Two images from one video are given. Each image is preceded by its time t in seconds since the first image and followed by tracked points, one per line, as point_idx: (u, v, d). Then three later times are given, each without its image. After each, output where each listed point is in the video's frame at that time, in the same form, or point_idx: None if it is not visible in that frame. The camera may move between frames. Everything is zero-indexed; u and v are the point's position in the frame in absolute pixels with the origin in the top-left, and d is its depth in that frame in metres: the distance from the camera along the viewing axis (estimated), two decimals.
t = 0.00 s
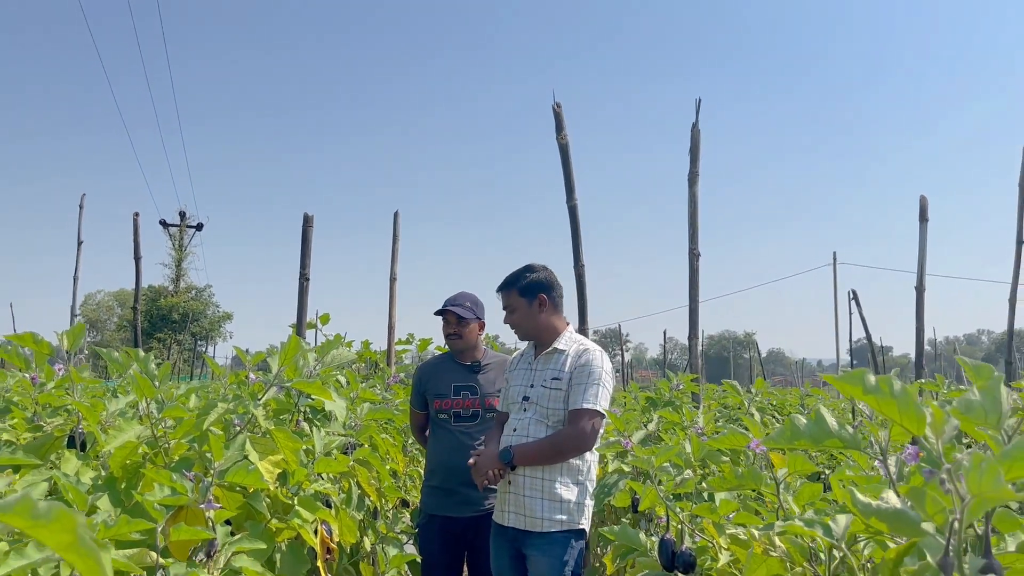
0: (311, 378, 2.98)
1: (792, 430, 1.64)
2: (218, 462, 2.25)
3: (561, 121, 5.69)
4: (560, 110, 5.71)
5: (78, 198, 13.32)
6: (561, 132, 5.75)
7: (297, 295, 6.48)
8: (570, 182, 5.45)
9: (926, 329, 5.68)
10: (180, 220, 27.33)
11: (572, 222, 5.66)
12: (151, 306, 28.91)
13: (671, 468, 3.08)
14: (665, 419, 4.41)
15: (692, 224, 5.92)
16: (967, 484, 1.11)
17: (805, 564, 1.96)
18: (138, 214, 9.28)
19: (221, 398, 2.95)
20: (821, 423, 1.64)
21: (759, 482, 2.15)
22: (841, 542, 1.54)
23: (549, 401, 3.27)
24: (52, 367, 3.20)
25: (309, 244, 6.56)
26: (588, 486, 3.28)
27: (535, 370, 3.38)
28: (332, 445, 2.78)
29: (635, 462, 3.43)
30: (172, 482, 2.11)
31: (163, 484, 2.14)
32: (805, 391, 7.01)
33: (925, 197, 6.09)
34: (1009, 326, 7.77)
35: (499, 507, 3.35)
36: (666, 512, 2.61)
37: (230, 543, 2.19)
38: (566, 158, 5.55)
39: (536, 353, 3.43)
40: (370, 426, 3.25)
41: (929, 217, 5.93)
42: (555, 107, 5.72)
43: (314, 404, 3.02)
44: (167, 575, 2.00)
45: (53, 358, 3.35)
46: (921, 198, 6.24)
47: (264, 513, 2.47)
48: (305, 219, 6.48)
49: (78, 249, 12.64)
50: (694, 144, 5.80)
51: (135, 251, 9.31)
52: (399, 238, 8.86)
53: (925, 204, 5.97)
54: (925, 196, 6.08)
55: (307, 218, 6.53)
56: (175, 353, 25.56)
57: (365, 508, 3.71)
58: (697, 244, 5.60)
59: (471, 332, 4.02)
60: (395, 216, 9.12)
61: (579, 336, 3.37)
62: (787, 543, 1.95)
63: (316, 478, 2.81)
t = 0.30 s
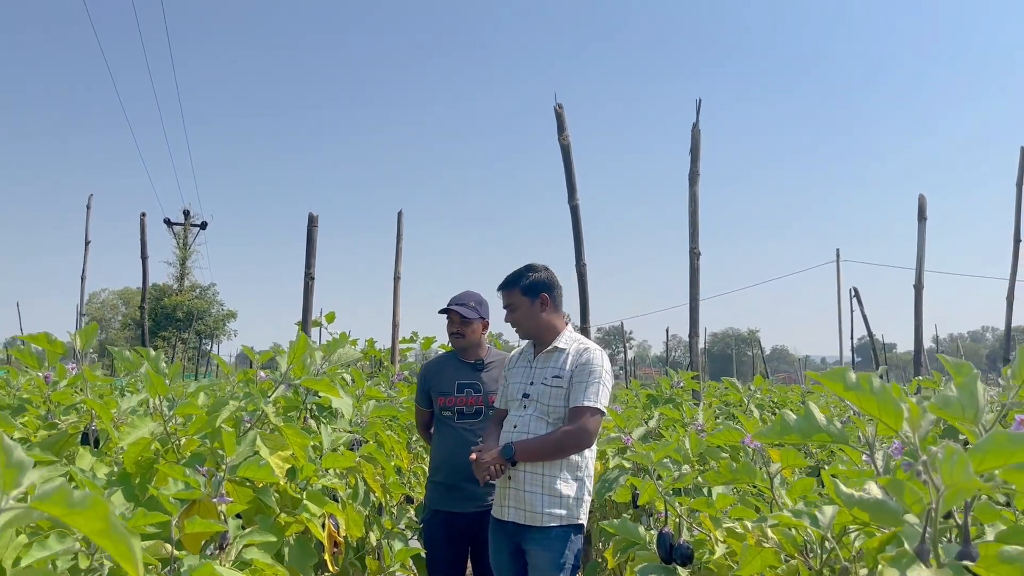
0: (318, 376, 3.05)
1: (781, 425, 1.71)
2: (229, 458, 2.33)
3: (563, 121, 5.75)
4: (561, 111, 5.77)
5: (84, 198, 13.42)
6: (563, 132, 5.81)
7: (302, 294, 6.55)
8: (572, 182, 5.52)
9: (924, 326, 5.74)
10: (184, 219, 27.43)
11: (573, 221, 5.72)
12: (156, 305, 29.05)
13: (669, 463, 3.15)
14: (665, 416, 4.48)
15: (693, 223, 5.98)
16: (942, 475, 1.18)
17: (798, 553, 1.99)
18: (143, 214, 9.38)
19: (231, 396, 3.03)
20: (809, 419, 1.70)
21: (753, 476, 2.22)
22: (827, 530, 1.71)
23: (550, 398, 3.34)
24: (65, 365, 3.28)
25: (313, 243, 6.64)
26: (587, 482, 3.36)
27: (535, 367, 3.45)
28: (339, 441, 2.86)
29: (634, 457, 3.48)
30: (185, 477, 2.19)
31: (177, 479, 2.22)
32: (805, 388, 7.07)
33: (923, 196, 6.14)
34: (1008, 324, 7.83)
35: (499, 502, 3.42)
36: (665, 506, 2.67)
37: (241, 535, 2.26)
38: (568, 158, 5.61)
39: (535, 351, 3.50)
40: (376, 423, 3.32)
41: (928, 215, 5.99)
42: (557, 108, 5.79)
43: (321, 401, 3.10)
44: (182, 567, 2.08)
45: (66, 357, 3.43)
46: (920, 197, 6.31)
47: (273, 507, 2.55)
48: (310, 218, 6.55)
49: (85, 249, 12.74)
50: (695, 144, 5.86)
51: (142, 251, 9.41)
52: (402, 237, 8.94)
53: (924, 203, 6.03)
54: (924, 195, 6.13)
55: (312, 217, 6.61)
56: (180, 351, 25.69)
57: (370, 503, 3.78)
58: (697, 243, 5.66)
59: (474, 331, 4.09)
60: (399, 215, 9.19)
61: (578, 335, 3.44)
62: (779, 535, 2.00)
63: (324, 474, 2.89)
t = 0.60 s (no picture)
0: (326, 372, 3.11)
1: (779, 419, 1.76)
2: (240, 451, 2.38)
3: (565, 119, 5.79)
4: (565, 109, 5.81)
5: (91, 196, 13.53)
6: (566, 130, 5.85)
7: (308, 290, 6.61)
8: (576, 180, 5.56)
9: (925, 323, 5.78)
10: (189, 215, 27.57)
11: (577, 218, 5.76)
12: (161, 301, 29.16)
13: (671, 457, 3.19)
14: (668, 411, 4.53)
15: (695, 220, 6.01)
16: (931, 465, 1.23)
17: (796, 543, 2.04)
18: (151, 212, 9.46)
19: (241, 392, 3.08)
20: (806, 412, 1.75)
21: (753, 469, 2.26)
22: (823, 519, 1.76)
23: (551, 394, 3.39)
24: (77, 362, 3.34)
25: (319, 241, 6.69)
26: (587, 477, 3.42)
27: (536, 364, 3.50)
28: (347, 436, 2.91)
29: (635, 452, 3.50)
30: (197, 470, 2.24)
31: (189, 472, 2.27)
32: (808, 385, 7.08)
33: (924, 193, 6.17)
34: (1008, 318, 7.87)
35: (500, 496, 3.46)
36: (666, 499, 2.71)
37: (252, 527, 2.31)
38: (571, 155, 5.66)
39: (536, 348, 3.55)
40: (382, 418, 3.37)
41: (929, 212, 6.02)
42: (560, 106, 5.83)
43: (329, 397, 3.15)
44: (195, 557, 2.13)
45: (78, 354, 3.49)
46: (920, 193, 6.34)
47: (283, 501, 2.60)
48: (315, 216, 6.61)
49: (91, 247, 12.83)
50: (697, 141, 5.90)
51: (148, 248, 9.49)
52: (407, 234, 9.00)
53: (925, 199, 6.06)
54: (924, 192, 6.16)
55: (317, 215, 6.66)
56: (185, 347, 25.80)
57: (376, 498, 3.83)
58: (700, 240, 5.70)
59: (475, 330, 4.13)
60: (403, 213, 9.26)
61: (579, 333, 3.49)
62: (778, 526, 2.05)
63: (332, 467, 2.94)
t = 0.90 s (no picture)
0: (332, 365, 3.14)
1: (780, 409, 1.79)
2: (249, 442, 2.41)
3: (569, 114, 5.80)
4: (568, 104, 5.82)
5: (96, 192, 13.61)
6: (569, 125, 5.87)
7: (312, 286, 6.65)
8: (579, 174, 5.57)
9: (928, 316, 5.79)
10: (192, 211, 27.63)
11: (580, 213, 5.78)
12: (165, 297, 29.25)
13: (673, 449, 3.21)
14: (670, 404, 4.56)
15: (698, 214, 6.03)
16: (928, 452, 1.25)
17: (797, 532, 2.07)
18: (155, 208, 9.48)
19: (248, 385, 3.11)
20: (807, 403, 1.77)
21: (755, 459, 2.29)
22: (824, 507, 1.79)
23: (553, 388, 3.42)
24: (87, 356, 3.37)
25: (323, 237, 6.72)
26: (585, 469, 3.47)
27: (535, 359, 3.52)
28: (353, 428, 2.95)
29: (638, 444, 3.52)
30: (207, 461, 2.27)
31: (199, 463, 2.30)
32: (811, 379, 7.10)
33: (927, 186, 6.17)
34: (1010, 314, 7.89)
35: (500, 490, 3.47)
36: (669, 490, 2.74)
37: (261, 517, 2.35)
38: (574, 150, 5.67)
39: (535, 343, 3.57)
40: (388, 411, 3.40)
41: (931, 205, 6.03)
42: (563, 101, 5.84)
43: (336, 390, 3.19)
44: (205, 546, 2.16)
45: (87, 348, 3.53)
46: (923, 187, 6.34)
47: (291, 491, 2.64)
48: (319, 212, 6.64)
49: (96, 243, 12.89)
50: (700, 135, 5.91)
51: (153, 244, 9.54)
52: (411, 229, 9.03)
53: (927, 193, 6.07)
54: (927, 186, 6.16)
55: (322, 210, 6.69)
56: (190, 343, 25.88)
57: (382, 490, 3.87)
58: (702, 234, 5.72)
59: (477, 323, 4.17)
60: (407, 208, 9.29)
61: (579, 327, 3.54)
62: (779, 515, 2.07)
63: (339, 459, 2.98)
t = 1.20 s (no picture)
0: (336, 358, 3.15)
1: (785, 401, 1.79)
2: (254, 435, 2.42)
3: (573, 108, 5.79)
4: (571, 97, 5.81)
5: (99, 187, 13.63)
6: (573, 119, 5.86)
7: (316, 279, 6.65)
8: (583, 168, 5.56)
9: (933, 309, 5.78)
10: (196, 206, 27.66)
11: (583, 206, 5.78)
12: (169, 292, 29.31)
13: (676, 442, 3.22)
14: (674, 398, 4.57)
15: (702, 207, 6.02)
16: (931, 444, 1.25)
17: (801, 524, 2.07)
18: (159, 204, 9.50)
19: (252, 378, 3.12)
20: (811, 395, 1.77)
21: (758, 451, 2.29)
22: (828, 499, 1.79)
23: (553, 382, 3.43)
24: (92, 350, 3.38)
25: (327, 231, 6.73)
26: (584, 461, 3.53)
27: (532, 353, 3.52)
28: (357, 421, 2.95)
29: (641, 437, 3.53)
30: (213, 454, 2.28)
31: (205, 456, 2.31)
32: (815, 372, 7.09)
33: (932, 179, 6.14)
34: (1015, 307, 7.85)
35: (503, 485, 3.45)
36: (672, 483, 2.74)
37: (266, 509, 2.36)
38: (577, 144, 5.66)
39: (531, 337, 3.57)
40: (392, 405, 3.41)
41: (936, 198, 6.01)
42: (566, 95, 5.83)
43: (340, 383, 3.19)
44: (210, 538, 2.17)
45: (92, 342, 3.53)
46: (928, 180, 6.31)
47: (295, 484, 2.65)
48: (323, 206, 6.64)
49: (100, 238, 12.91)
50: (704, 129, 5.90)
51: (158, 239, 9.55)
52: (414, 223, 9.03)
53: (932, 186, 6.06)
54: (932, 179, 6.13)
55: (325, 205, 6.69)
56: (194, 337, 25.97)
57: (385, 483, 3.88)
58: (706, 227, 5.71)
59: (477, 316, 4.17)
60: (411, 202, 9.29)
61: (575, 322, 3.57)
62: (784, 507, 2.07)
63: (344, 452, 2.99)
